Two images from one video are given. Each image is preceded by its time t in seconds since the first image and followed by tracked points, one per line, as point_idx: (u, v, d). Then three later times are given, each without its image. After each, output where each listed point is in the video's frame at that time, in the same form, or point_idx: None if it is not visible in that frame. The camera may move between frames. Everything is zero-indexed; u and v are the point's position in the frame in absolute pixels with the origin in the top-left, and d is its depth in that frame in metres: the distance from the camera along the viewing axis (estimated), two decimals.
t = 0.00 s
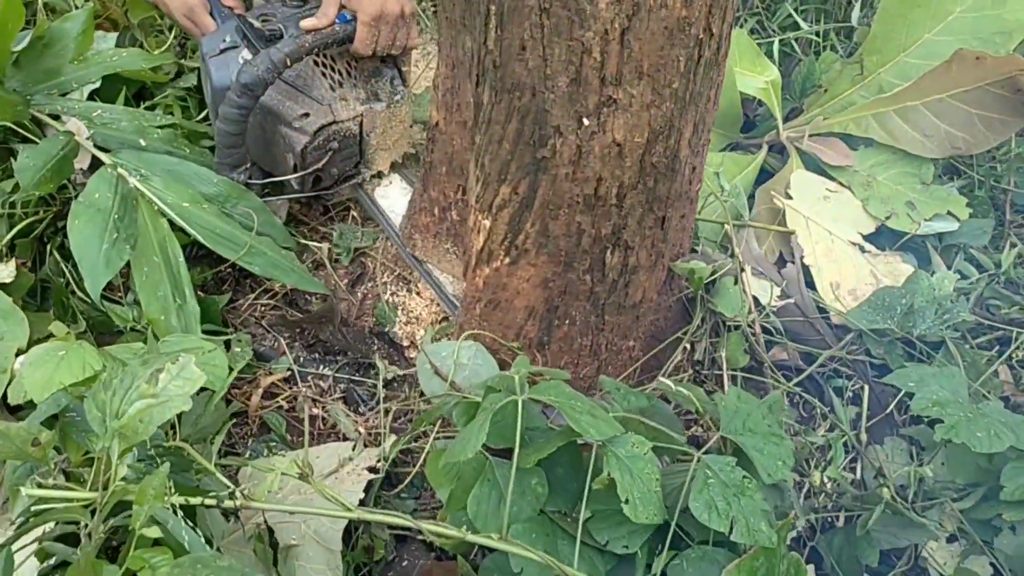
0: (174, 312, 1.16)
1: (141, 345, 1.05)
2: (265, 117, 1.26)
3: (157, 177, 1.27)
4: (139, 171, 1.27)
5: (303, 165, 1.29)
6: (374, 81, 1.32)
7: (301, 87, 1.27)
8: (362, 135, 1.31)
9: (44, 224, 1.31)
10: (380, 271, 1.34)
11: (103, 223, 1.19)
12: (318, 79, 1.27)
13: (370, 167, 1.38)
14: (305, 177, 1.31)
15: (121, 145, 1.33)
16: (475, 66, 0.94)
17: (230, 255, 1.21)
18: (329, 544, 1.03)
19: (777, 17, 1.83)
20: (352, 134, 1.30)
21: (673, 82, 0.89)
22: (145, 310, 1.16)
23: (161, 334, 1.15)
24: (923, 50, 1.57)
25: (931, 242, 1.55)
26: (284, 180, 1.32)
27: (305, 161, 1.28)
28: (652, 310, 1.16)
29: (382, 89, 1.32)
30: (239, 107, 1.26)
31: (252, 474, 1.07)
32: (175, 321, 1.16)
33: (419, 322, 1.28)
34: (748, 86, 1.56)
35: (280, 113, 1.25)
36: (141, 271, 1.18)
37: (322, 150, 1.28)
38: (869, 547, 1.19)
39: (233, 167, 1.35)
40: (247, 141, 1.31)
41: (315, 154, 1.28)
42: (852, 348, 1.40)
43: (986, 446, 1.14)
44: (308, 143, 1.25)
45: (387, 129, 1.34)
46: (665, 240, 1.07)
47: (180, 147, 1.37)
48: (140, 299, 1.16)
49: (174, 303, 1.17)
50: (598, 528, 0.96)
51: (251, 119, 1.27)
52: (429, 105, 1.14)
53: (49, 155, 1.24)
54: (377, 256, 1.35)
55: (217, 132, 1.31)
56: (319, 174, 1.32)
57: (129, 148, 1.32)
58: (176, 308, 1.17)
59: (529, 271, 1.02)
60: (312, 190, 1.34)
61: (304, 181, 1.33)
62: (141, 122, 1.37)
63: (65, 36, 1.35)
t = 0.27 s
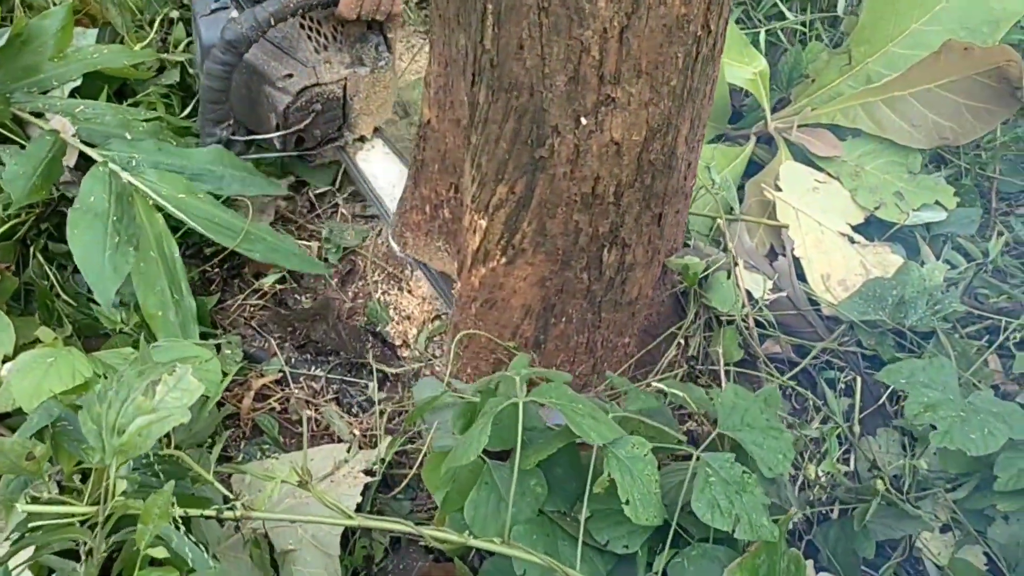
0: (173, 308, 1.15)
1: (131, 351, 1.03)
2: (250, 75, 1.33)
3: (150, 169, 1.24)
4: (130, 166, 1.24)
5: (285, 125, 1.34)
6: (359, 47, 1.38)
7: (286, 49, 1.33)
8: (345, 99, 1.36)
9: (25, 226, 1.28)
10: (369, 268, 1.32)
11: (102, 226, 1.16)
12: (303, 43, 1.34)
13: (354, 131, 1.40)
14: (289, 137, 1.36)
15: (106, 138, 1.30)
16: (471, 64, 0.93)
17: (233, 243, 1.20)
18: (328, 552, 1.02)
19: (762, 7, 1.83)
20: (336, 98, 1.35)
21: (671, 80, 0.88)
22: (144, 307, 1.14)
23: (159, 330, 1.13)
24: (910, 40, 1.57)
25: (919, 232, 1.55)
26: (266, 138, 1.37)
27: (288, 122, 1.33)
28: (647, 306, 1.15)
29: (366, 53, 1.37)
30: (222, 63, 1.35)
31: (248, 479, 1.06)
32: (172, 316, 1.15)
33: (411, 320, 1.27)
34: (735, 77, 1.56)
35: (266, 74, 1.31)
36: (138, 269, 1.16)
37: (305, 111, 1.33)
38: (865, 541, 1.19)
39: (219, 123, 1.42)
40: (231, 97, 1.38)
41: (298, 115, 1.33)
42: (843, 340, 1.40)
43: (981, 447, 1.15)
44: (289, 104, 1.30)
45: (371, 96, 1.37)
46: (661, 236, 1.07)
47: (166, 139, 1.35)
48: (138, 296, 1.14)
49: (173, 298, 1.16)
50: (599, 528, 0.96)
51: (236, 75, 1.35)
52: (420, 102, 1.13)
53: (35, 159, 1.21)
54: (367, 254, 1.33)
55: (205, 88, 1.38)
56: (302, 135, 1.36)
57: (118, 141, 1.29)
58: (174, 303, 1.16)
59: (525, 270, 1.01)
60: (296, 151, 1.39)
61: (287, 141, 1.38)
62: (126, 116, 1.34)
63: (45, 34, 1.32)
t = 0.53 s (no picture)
0: (155, 305, 1.14)
1: (114, 349, 1.02)
2: (253, 30, 1.38)
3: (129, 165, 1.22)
4: (107, 160, 1.22)
5: (282, 82, 1.37)
6: (360, 10, 1.39)
7: (289, 7, 1.37)
8: (345, 61, 1.38)
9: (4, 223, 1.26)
10: (356, 261, 1.31)
11: (80, 223, 1.14)
12: (306, 4, 1.37)
13: (352, 94, 1.42)
14: (286, 95, 1.39)
15: (85, 133, 1.27)
16: (458, 55, 0.91)
17: (212, 240, 1.19)
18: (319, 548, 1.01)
19: None
20: (335, 59, 1.38)
21: (660, 69, 0.87)
22: (124, 305, 1.13)
23: (141, 329, 1.12)
24: (894, 24, 1.57)
25: (905, 217, 1.56)
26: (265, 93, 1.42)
27: (285, 79, 1.37)
28: (637, 295, 1.14)
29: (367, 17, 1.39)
30: (223, 15, 1.41)
31: (238, 479, 1.05)
32: (155, 313, 1.14)
33: (399, 313, 1.26)
34: (721, 63, 1.55)
35: (268, 31, 1.36)
36: (118, 267, 1.14)
37: (303, 69, 1.36)
38: (856, 526, 1.19)
39: (219, 76, 1.48)
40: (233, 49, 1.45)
41: (295, 73, 1.36)
42: (831, 326, 1.41)
43: (978, 432, 1.15)
44: (288, 59, 1.33)
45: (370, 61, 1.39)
46: (651, 226, 1.06)
47: (146, 132, 1.32)
48: (119, 294, 1.13)
49: (155, 296, 1.14)
50: (593, 521, 0.95)
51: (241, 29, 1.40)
52: (405, 94, 1.12)
53: (12, 155, 1.19)
54: (352, 246, 1.32)
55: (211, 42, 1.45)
56: (299, 93, 1.39)
57: (95, 135, 1.27)
58: (156, 300, 1.14)
59: (515, 263, 1.00)
60: (294, 110, 1.42)
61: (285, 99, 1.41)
62: (104, 110, 1.32)
63: (19, 25, 1.32)
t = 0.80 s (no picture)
0: (140, 301, 1.13)
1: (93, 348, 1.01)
2: (261, 15, 1.41)
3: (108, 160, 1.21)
4: (86, 157, 1.21)
5: (289, 68, 1.41)
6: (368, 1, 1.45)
7: None
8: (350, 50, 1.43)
9: None
10: (339, 256, 1.31)
11: (61, 222, 1.12)
12: None
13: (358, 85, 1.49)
14: (292, 81, 1.44)
15: (62, 128, 1.26)
16: (438, 49, 0.90)
17: (196, 233, 1.18)
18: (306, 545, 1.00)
19: None
20: (341, 48, 1.42)
21: (643, 59, 0.87)
22: (109, 302, 1.11)
23: (128, 326, 1.11)
24: (876, 10, 1.57)
25: (888, 203, 1.56)
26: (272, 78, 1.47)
27: (292, 65, 1.41)
28: (622, 286, 1.14)
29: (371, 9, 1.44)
30: None
31: (223, 478, 1.04)
32: (141, 310, 1.12)
33: (383, 307, 1.26)
34: (704, 51, 1.54)
35: (276, 18, 1.39)
36: (102, 264, 1.13)
37: (309, 57, 1.41)
38: (842, 513, 1.19)
39: (224, 59, 1.50)
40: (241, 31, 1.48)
41: (303, 60, 1.41)
42: (816, 313, 1.41)
43: (954, 412, 1.15)
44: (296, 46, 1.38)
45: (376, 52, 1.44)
46: (635, 217, 1.06)
47: (124, 126, 1.30)
48: (103, 293, 1.11)
49: (140, 292, 1.13)
50: (579, 515, 0.95)
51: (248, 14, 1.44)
52: (387, 86, 1.11)
53: None
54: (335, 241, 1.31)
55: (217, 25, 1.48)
56: (305, 81, 1.45)
57: (73, 131, 1.25)
58: (141, 296, 1.13)
59: (499, 256, 1.00)
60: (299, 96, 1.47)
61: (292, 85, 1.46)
62: (80, 105, 1.30)
63: None
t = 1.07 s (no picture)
0: (121, 292, 1.11)
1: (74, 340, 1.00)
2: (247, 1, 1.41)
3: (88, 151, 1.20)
4: (65, 147, 1.19)
5: (275, 54, 1.41)
6: None
7: None
8: (337, 35, 1.42)
9: None
10: (323, 245, 1.30)
11: (40, 212, 1.11)
12: None
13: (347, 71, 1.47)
14: (278, 67, 1.43)
15: (41, 118, 1.24)
16: (420, 34, 0.89)
17: (176, 226, 1.16)
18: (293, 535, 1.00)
19: None
20: (328, 32, 1.41)
21: (626, 42, 0.86)
22: (89, 294, 1.10)
23: (108, 317, 1.09)
24: None
25: (873, 186, 1.56)
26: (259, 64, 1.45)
27: (278, 50, 1.41)
28: (608, 272, 1.14)
29: None
30: None
31: (208, 469, 1.03)
32: (122, 302, 1.11)
33: (368, 295, 1.25)
34: (689, 36, 1.54)
35: (261, 2, 1.39)
36: (83, 255, 1.12)
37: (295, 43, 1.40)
38: (830, 496, 1.19)
39: (210, 46, 1.53)
40: (226, 17, 1.50)
41: (289, 46, 1.40)
42: (802, 297, 1.41)
43: (942, 395, 1.15)
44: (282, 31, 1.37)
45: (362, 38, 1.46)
46: (620, 203, 1.05)
47: (103, 116, 1.28)
48: (84, 284, 1.10)
49: (121, 283, 1.12)
50: (567, 501, 0.95)
51: None
52: (369, 73, 1.10)
53: None
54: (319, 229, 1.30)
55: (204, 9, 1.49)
56: (291, 66, 1.43)
57: (52, 121, 1.23)
58: (122, 287, 1.12)
59: (484, 243, 0.99)
60: (285, 82, 1.46)
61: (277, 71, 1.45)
62: (59, 94, 1.28)
63: None
